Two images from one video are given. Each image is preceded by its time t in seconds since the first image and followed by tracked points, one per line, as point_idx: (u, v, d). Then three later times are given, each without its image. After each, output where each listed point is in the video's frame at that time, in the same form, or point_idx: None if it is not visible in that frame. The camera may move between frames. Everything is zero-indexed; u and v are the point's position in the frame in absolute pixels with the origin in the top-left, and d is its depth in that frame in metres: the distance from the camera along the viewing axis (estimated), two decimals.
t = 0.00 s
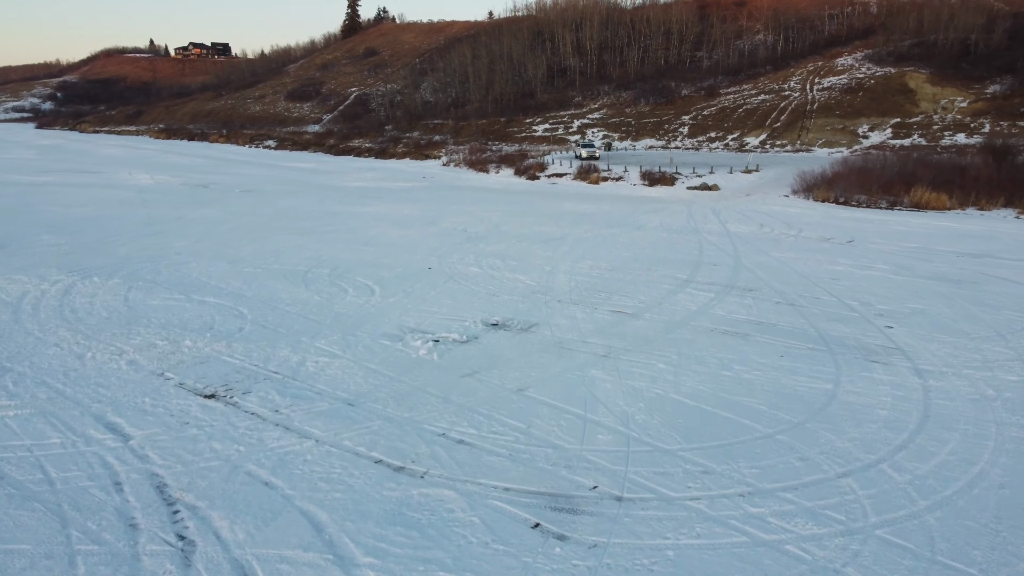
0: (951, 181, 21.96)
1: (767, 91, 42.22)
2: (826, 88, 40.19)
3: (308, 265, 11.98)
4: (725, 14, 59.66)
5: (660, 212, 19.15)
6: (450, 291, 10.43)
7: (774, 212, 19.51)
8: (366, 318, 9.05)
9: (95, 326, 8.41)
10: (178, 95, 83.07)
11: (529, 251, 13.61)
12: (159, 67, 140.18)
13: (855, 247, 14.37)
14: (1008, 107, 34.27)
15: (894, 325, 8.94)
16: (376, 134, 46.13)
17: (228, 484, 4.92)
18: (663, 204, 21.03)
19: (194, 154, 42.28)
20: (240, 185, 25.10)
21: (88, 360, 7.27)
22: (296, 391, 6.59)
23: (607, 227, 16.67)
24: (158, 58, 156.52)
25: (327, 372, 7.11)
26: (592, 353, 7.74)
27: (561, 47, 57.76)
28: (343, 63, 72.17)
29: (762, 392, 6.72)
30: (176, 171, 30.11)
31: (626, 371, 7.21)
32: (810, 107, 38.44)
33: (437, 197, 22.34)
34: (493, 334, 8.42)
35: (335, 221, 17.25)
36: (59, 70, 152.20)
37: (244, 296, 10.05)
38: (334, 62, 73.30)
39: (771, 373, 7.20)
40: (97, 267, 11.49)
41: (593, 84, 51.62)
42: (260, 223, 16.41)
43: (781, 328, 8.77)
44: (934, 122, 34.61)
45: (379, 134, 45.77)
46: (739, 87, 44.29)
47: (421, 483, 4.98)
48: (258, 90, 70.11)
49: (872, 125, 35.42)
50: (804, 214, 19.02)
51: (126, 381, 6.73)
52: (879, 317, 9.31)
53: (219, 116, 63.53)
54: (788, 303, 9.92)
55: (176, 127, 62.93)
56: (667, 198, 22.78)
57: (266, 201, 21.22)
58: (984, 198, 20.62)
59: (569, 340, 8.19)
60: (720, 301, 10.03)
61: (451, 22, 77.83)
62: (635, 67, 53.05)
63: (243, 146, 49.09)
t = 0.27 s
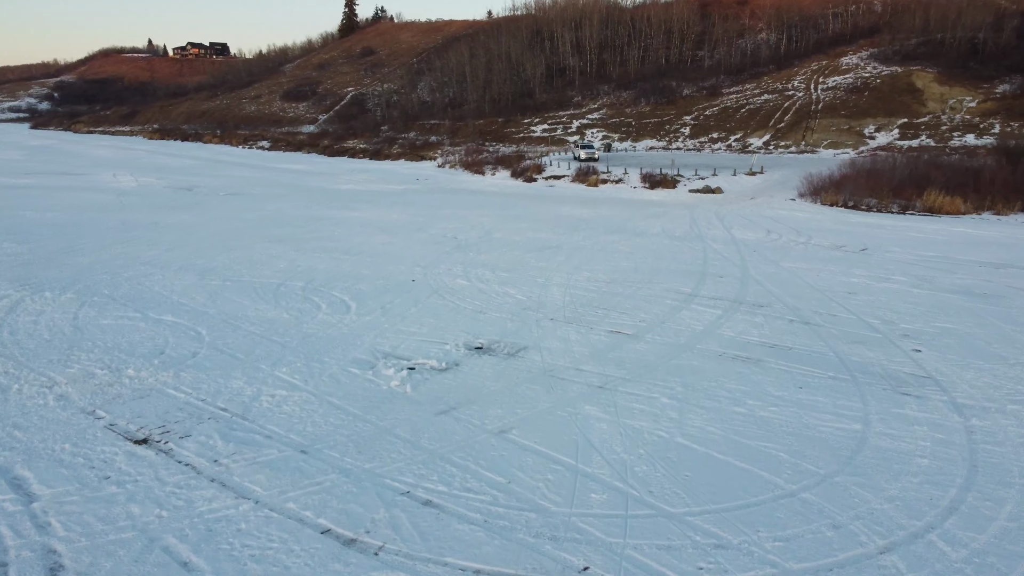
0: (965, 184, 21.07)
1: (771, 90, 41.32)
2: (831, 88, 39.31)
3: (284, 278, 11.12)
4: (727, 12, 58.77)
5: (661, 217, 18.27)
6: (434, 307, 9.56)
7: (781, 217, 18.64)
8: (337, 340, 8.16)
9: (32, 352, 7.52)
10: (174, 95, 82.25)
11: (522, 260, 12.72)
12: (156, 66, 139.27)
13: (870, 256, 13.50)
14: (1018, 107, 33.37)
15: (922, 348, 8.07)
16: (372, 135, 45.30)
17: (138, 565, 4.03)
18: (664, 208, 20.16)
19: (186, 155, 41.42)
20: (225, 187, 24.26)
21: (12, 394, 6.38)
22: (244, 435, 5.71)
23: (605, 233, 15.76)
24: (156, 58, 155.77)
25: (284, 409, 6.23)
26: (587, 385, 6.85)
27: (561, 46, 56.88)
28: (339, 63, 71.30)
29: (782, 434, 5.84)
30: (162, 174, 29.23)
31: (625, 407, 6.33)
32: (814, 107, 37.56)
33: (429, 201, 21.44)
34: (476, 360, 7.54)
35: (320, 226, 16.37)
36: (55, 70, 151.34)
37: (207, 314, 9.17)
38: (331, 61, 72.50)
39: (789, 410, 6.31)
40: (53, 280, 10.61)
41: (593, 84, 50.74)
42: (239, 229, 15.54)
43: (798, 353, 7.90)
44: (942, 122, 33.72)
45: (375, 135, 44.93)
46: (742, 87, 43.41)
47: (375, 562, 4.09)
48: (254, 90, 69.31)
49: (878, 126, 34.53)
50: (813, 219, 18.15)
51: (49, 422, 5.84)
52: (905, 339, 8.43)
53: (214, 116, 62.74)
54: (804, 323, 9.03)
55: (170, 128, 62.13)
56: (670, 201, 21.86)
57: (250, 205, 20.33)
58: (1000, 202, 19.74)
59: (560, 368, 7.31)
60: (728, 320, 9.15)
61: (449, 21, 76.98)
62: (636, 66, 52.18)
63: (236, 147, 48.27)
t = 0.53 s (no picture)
0: (980, 186, 20.19)
1: (774, 90, 40.44)
2: (836, 87, 38.43)
3: (253, 293, 10.25)
4: (729, 11, 57.90)
5: (662, 223, 17.40)
6: (413, 327, 8.69)
7: (788, 223, 17.78)
8: (300, 367, 7.30)
9: None
10: (170, 95, 81.52)
11: (513, 272, 11.84)
12: (154, 66, 138.63)
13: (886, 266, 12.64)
14: None
15: (957, 377, 7.18)
16: (367, 135, 44.50)
17: None
18: (666, 213, 19.31)
19: (177, 156, 40.60)
20: (210, 190, 23.43)
21: None
22: (170, 492, 4.83)
23: (603, 241, 14.89)
24: (154, 58, 155.11)
25: (226, 457, 5.36)
26: (579, 426, 5.96)
27: (560, 45, 56.02)
28: (336, 62, 70.50)
29: (807, 490, 4.95)
30: (149, 175, 28.40)
31: (622, 454, 5.45)
32: (819, 107, 36.69)
33: (420, 205, 20.58)
34: (454, 393, 6.66)
35: (301, 232, 15.51)
36: (53, 70, 150.70)
37: (162, 334, 8.30)
38: (328, 61, 71.76)
39: (814, 457, 5.42)
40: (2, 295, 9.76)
41: (592, 83, 49.88)
42: (214, 236, 14.68)
43: (819, 384, 7.01)
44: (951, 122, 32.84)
45: (370, 135, 44.13)
46: (744, 86, 42.53)
47: None
48: (249, 90, 68.56)
49: (885, 126, 33.65)
50: (822, 225, 17.29)
51: None
52: (936, 365, 7.55)
53: (209, 116, 61.99)
54: (821, 346, 8.15)
55: (165, 128, 61.37)
56: (671, 205, 21.00)
57: (233, 209, 19.47)
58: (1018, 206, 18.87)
59: (550, 403, 6.44)
60: (737, 342, 8.29)
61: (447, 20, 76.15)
62: (636, 65, 51.33)
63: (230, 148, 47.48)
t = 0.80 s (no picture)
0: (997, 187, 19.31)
1: (777, 89, 39.57)
2: (841, 86, 37.56)
3: (217, 309, 9.38)
4: (731, 9, 57.02)
5: (663, 229, 16.53)
6: (387, 351, 7.80)
7: (797, 229, 16.92)
8: (254, 402, 6.40)
9: None
10: (165, 95, 80.76)
11: (503, 284, 10.98)
12: (151, 66, 137.92)
13: (905, 277, 11.76)
14: None
15: (1001, 413, 6.30)
16: (362, 136, 43.71)
17: None
18: (667, 217, 18.45)
19: (167, 157, 39.79)
20: (193, 193, 22.57)
21: None
22: None
23: (601, 248, 14.02)
24: (152, 58, 154.54)
25: (144, 524, 4.45)
26: (569, 478, 5.09)
27: (559, 44, 55.17)
28: (332, 62, 69.69)
29: (844, 570, 4.06)
30: (133, 177, 27.54)
31: (622, 518, 4.55)
32: (824, 107, 35.81)
33: (411, 209, 19.72)
34: (425, 435, 5.76)
35: (281, 239, 14.65)
36: (50, 70, 149.90)
37: (105, 360, 7.42)
38: (324, 60, 71.05)
39: (849, 523, 4.53)
40: None
41: (592, 83, 49.02)
42: (188, 244, 13.82)
43: (846, 423, 6.12)
44: (960, 123, 31.94)
45: (365, 135, 43.33)
46: (747, 85, 41.67)
47: None
48: (245, 90, 67.86)
49: (892, 126, 32.79)
50: (831, 231, 16.43)
51: None
52: (977, 398, 6.64)
53: (203, 116, 61.29)
54: (844, 375, 7.25)
55: (158, 128, 60.66)
56: (672, 209, 20.14)
57: (213, 213, 18.59)
58: None
59: (536, 448, 5.54)
60: (748, 368, 7.42)
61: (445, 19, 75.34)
62: (636, 64, 50.47)
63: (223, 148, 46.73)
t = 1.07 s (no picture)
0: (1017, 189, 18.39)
1: (781, 88, 38.66)
2: (847, 85, 36.69)
3: (173, 329, 8.48)
4: (733, 7, 56.16)
5: (666, 236, 15.63)
6: (356, 380, 6.92)
7: (807, 235, 16.07)
8: (194, 446, 5.52)
9: None
10: (160, 95, 79.90)
11: (492, 299, 10.07)
12: (149, 66, 137.13)
13: (928, 290, 10.89)
14: None
15: None
16: (357, 136, 42.88)
17: None
18: (669, 222, 17.58)
19: (158, 158, 38.98)
20: (175, 195, 21.67)
21: None
22: None
23: (599, 258, 13.11)
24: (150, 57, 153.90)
25: None
26: (556, 554, 4.19)
27: (558, 43, 54.32)
28: (329, 61, 68.81)
29: None
30: (117, 179, 26.68)
31: None
32: (829, 107, 34.94)
33: (401, 214, 18.82)
34: (388, 492, 4.87)
35: (258, 246, 13.74)
36: (47, 70, 149.07)
37: (33, 393, 6.53)
38: (321, 60, 70.25)
39: None
40: None
41: (592, 82, 48.12)
42: (157, 252, 12.92)
43: (883, 476, 5.21)
44: (970, 122, 31.06)
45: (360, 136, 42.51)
46: (750, 85, 40.76)
47: None
48: (240, 89, 67.11)
49: (899, 127, 31.91)
50: (844, 238, 15.53)
51: None
52: None
53: (198, 116, 60.53)
54: (875, 411, 6.35)
55: (153, 128, 59.89)
56: (675, 214, 19.23)
57: (193, 217, 17.74)
58: None
59: (518, 511, 4.65)
60: (766, 402, 6.52)
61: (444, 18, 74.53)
62: (637, 63, 49.59)
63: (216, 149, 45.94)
